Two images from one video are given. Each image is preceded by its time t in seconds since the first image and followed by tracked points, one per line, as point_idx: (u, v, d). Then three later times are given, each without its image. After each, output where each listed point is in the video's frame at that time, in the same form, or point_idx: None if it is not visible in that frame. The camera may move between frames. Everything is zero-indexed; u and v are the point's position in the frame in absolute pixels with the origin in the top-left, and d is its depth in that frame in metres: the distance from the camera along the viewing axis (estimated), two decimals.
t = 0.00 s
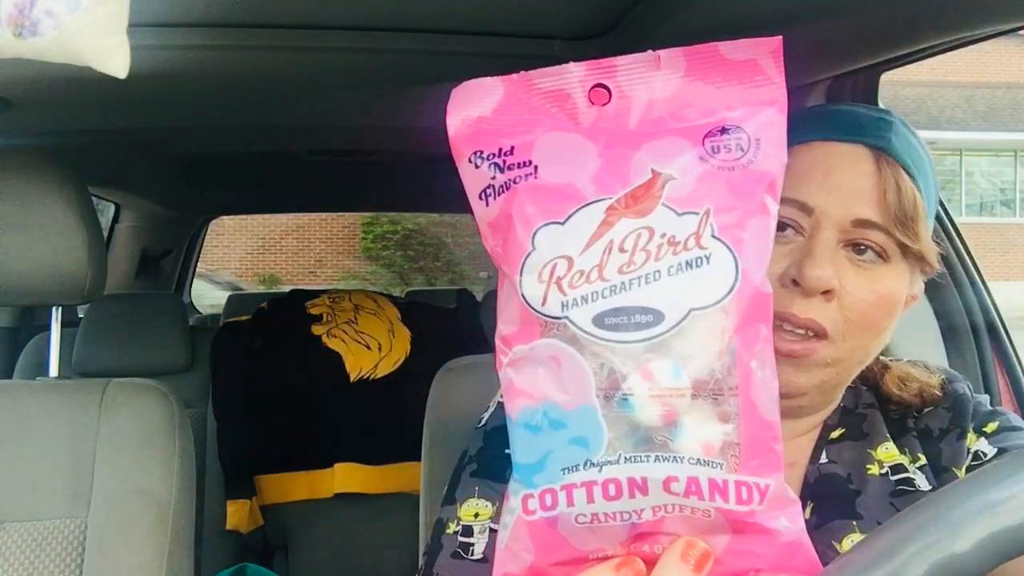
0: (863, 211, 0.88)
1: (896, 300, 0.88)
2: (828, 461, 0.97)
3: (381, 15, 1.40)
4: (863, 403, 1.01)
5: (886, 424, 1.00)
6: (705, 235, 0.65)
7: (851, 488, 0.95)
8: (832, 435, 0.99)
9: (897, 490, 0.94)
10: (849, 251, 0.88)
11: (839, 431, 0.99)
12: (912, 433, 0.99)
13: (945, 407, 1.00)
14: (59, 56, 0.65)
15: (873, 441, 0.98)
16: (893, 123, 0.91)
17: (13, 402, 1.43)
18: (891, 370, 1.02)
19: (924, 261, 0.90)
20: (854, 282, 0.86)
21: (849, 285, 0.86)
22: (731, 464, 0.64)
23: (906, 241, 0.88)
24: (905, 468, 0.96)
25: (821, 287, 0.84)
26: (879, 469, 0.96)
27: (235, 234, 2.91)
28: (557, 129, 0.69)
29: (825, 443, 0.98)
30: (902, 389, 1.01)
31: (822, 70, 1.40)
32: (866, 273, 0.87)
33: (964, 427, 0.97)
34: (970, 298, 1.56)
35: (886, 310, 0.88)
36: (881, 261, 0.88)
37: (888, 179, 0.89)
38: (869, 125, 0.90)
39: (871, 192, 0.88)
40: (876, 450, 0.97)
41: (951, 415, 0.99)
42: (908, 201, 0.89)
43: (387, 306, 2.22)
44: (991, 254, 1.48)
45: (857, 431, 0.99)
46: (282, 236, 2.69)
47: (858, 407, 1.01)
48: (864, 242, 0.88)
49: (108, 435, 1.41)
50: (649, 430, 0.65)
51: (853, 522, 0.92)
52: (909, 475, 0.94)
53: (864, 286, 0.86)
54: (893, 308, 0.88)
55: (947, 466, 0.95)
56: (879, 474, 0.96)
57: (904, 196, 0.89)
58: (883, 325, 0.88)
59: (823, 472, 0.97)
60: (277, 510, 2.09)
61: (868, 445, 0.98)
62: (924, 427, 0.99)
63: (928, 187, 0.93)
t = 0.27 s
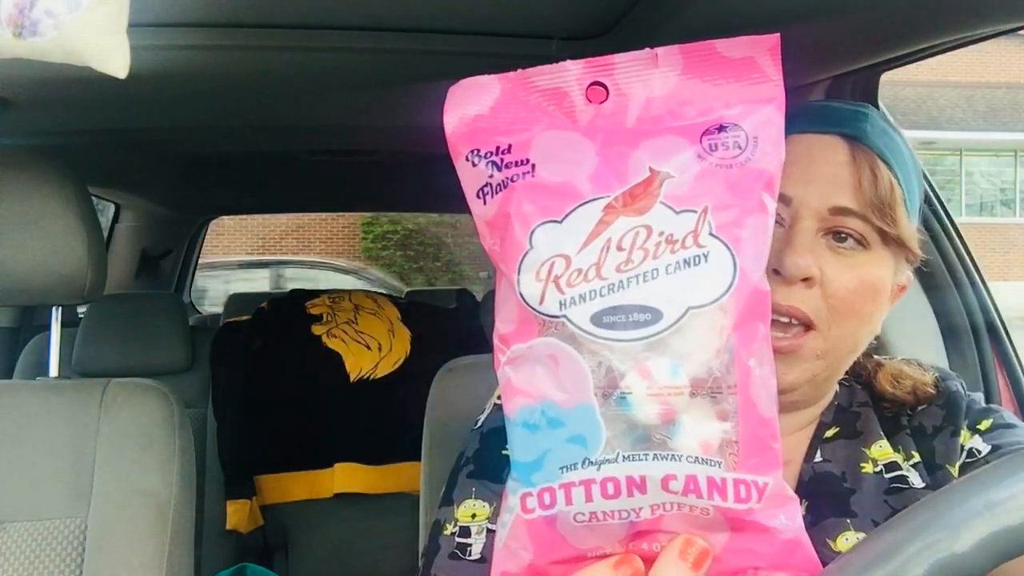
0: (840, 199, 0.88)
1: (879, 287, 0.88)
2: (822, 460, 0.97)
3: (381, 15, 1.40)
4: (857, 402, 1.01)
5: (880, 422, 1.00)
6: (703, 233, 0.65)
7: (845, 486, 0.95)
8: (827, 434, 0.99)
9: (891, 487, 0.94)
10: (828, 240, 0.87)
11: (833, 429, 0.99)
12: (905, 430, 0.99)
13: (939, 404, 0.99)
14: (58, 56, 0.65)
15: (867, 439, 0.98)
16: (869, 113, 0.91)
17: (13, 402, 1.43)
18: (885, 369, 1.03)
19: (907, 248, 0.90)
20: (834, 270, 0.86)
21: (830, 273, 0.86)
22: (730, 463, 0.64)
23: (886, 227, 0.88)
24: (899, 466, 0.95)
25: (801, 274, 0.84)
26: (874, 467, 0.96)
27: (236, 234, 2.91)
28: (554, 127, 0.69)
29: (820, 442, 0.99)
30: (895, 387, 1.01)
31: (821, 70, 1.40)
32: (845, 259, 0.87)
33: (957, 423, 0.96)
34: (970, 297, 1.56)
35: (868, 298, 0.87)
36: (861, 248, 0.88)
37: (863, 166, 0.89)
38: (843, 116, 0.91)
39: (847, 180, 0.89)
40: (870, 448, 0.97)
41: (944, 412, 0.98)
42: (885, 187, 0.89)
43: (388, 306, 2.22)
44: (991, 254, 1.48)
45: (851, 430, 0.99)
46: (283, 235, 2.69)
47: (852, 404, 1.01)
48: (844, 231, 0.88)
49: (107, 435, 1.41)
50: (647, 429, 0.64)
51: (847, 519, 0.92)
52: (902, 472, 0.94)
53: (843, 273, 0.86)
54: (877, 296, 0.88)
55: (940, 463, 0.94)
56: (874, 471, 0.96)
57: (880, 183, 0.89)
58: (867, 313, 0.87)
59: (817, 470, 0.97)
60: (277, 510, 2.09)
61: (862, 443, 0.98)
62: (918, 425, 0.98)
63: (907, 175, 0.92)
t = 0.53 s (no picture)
0: (829, 197, 0.88)
1: (871, 285, 0.88)
2: (819, 459, 0.98)
3: (381, 15, 1.40)
4: (853, 401, 1.01)
5: (876, 422, 1.00)
6: (703, 233, 0.65)
7: (843, 485, 0.95)
8: (823, 433, 0.99)
9: (888, 486, 0.94)
10: (820, 239, 0.87)
11: (830, 429, 0.99)
12: (902, 430, 0.98)
13: (935, 403, 0.99)
14: (58, 57, 0.65)
15: (863, 439, 0.98)
16: (858, 111, 0.91)
17: (13, 402, 1.43)
18: (881, 368, 1.03)
19: (898, 245, 0.90)
20: (826, 268, 0.85)
21: (822, 271, 0.85)
22: (731, 462, 0.64)
23: (876, 225, 0.88)
24: (896, 465, 0.95)
25: (791, 274, 0.84)
26: (871, 465, 0.96)
27: (236, 235, 2.91)
28: (555, 126, 0.69)
29: (817, 442, 0.99)
30: (891, 387, 1.01)
31: (821, 70, 1.40)
32: (836, 258, 0.87)
33: (953, 422, 0.96)
34: (971, 298, 1.55)
35: (861, 296, 0.87)
36: (852, 247, 0.88)
37: (852, 166, 0.89)
38: (831, 115, 0.91)
39: (836, 179, 0.89)
40: (867, 447, 0.97)
41: (941, 410, 0.98)
42: (874, 185, 0.89)
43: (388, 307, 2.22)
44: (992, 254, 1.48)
45: (848, 429, 0.99)
46: (283, 236, 2.69)
47: (848, 404, 1.01)
48: (834, 230, 0.88)
49: (107, 435, 1.41)
50: (648, 429, 0.65)
51: (844, 518, 0.92)
52: (900, 471, 0.94)
53: (835, 271, 0.86)
54: (870, 293, 0.88)
55: (936, 462, 0.95)
56: (871, 471, 0.95)
57: (868, 181, 0.89)
58: (860, 311, 0.87)
59: (815, 469, 0.97)
60: (277, 510, 2.09)
61: (859, 443, 0.98)
62: (916, 424, 0.98)
63: (897, 173, 0.93)
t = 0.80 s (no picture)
0: (825, 198, 0.88)
1: (869, 284, 0.88)
2: (818, 459, 0.98)
3: (382, 15, 1.40)
4: (852, 400, 1.01)
5: (874, 421, 1.00)
6: (703, 233, 0.65)
7: (841, 485, 0.95)
8: (821, 433, 0.99)
9: (885, 486, 0.94)
10: (817, 240, 0.87)
11: (828, 429, 0.99)
12: (900, 429, 0.99)
13: (933, 403, 0.98)
14: (58, 57, 0.65)
15: (862, 439, 0.98)
16: (852, 112, 0.91)
17: (13, 403, 1.43)
18: (879, 368, 1.03)
19: (895, 244, 0.90)
20: (823, 269, 0.85)
21: (819, 272, 0.86)
22: (730, 463, 0.64)
23: (873, 225, 0.88)
24: (893, 464, 0.95)
25: (789, 276, 0.84)
26: (868, 465, 0.96)
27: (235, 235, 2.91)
28: (554, 126, 0.69)
29: (815, 441, 0.99)
30: (888, 387, 1.01)
31: (821, 70, 1.40)
32: (833, 259, 0.87)
33: (950, 421, 0.96)
34: (971, 297, 1.55)
35: (858, 296, 0.87)
36: (850, 247, 0.88)
37: (848, 167, 0.90)
38: (828, 114, 0.91)
39: (833, 180, 0.89)
40: (866, 447, 0.97)
41: (939, 410, 0.97)
42: (870, 185, 0.89)
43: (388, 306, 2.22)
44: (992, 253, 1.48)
45: (846, 429, 0.99)
46: (283, 236, 2.68)
47: (846, 403, 1.01)
48: (832, 231, 0.88)
49: (107, 435, 1.41)
50: (647, 429, 0.64)
51: (841, 517, 0.92)
52: (897, 471, 0.94)
53: (832, 271, 0.86)
54: (867, 293, 0.88)
55: (934, 462, 0.95)
56: (869, 470, 0.96)
57: (864, 181, 0.89)
58: (858, 310, 0.87)
59: (814, 469, 0.97)
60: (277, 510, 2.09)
61: (858, 443, 0.98)
62: (914, 424, 0.98)
63: (893, 173, 0.93)
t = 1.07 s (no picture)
0: (823, 200, 0.88)
1: (869, 285, 0.88)
2: (818, 460, 0.97)
3: (381, 15, 1.40)
4: (851, 401, 1.01)
5: (874, 421, 1.00)
6: (701, 233, 0.65)
7: (840, 485, 0.95)
8: (821, 433, 0.99)
9: (885, 486, 0.94)
10: (816, 242, 0.87)
11: (828, 429, 0.99)
12: (900, 429, 0.98)
13: (933, 404, 0.98)
14: (58, 57, 0.64)
15: (862, 439, 0.98)
16: (851, 113, 0.91)
17: (13, 403, 1.43)
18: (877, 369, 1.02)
19: (894, 243, 0.90)
20: (823, 271, 0.85)
21: (818, 275, 0.85)
22: (729, 463, 0.64)
23: (872, 225, 0.88)
24: (893, 464, 0.95)
25: (788, 278, 0.84)
26: (869, 466, 0.96)
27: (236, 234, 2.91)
28: (552, 126, 0.69)
29: (815, 442, 0.99)
30: (887, 389, 1.00)
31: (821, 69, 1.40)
32: (833, 261, 0.86)
33: (951, 422, 0.96)
34: (971, 298, 1.55)
35: (858, 297, 0.87)
36: (849, 249, 0.87)
37: (845, 168, 0.89)
38: (825, 116, 0.91)
39: (831, 181, 0.89)
40: (865, 447, 0.97)
41: (938, 410, 0.98)
42: (867, 185, 0.89)
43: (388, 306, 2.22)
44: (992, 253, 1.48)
45: (845, 429, 0.99)
46: (283, 237, 2.62)
47: (846, 404, 1.01)
48: (831, 232, 0.88)
49: (108, 434, 1.41)
50: (646, 429, 0.64)
51: (841, 518, 0.92)
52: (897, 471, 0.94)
53: (832, 273, 0.86)
54: (868, 294, 0.88)
55: (935, 462, 0.94)
56: (869, 471, 0.96)
57: (861, 181, 0.89)
58: (858, 312, 0.87)
59: (813, 470, 0.97)
60: (277, 510, 2.09)
61: (857, 443, 0.98)
62: (915, 424, 0.98)
63: (890, 172, 0.93)
